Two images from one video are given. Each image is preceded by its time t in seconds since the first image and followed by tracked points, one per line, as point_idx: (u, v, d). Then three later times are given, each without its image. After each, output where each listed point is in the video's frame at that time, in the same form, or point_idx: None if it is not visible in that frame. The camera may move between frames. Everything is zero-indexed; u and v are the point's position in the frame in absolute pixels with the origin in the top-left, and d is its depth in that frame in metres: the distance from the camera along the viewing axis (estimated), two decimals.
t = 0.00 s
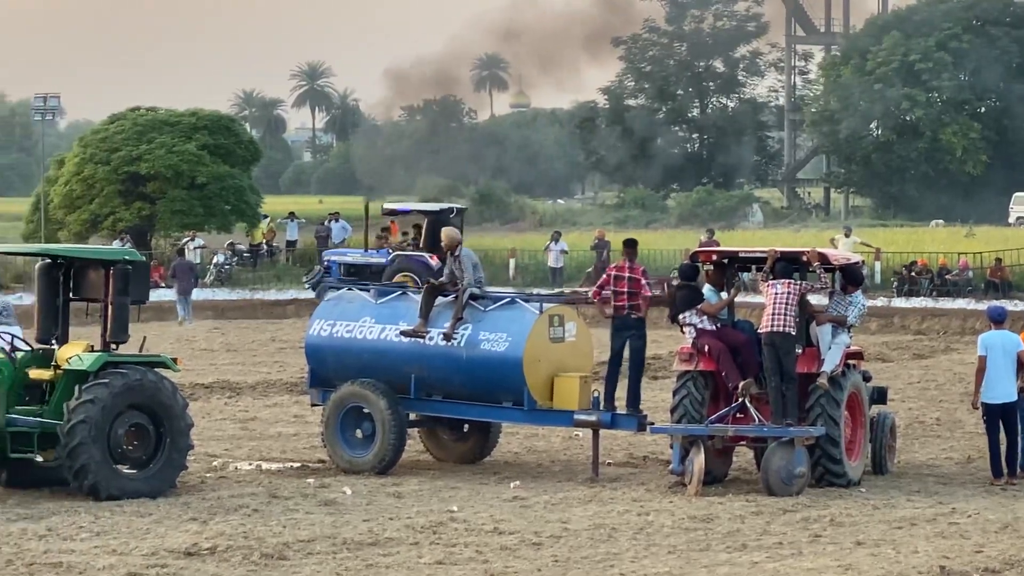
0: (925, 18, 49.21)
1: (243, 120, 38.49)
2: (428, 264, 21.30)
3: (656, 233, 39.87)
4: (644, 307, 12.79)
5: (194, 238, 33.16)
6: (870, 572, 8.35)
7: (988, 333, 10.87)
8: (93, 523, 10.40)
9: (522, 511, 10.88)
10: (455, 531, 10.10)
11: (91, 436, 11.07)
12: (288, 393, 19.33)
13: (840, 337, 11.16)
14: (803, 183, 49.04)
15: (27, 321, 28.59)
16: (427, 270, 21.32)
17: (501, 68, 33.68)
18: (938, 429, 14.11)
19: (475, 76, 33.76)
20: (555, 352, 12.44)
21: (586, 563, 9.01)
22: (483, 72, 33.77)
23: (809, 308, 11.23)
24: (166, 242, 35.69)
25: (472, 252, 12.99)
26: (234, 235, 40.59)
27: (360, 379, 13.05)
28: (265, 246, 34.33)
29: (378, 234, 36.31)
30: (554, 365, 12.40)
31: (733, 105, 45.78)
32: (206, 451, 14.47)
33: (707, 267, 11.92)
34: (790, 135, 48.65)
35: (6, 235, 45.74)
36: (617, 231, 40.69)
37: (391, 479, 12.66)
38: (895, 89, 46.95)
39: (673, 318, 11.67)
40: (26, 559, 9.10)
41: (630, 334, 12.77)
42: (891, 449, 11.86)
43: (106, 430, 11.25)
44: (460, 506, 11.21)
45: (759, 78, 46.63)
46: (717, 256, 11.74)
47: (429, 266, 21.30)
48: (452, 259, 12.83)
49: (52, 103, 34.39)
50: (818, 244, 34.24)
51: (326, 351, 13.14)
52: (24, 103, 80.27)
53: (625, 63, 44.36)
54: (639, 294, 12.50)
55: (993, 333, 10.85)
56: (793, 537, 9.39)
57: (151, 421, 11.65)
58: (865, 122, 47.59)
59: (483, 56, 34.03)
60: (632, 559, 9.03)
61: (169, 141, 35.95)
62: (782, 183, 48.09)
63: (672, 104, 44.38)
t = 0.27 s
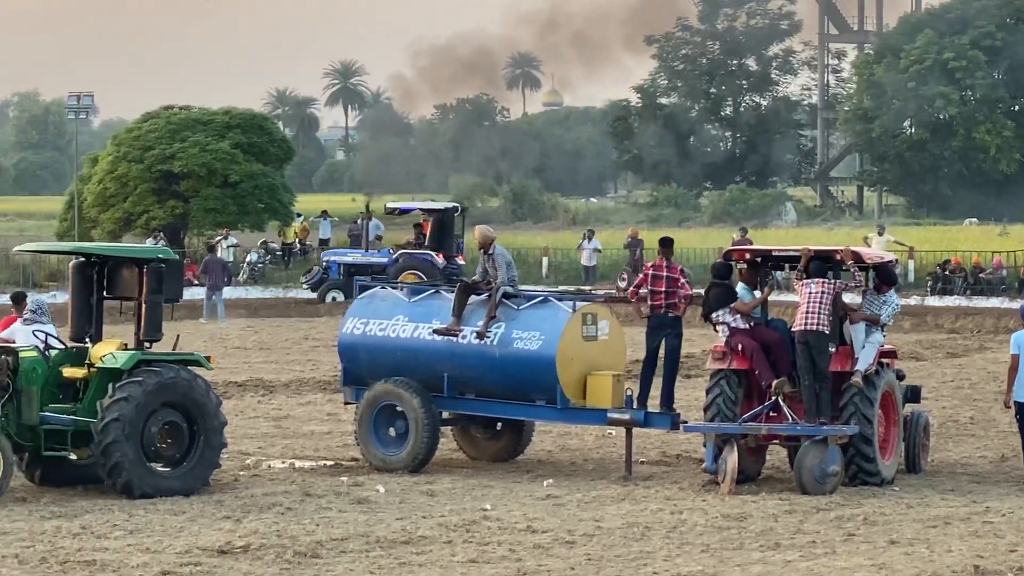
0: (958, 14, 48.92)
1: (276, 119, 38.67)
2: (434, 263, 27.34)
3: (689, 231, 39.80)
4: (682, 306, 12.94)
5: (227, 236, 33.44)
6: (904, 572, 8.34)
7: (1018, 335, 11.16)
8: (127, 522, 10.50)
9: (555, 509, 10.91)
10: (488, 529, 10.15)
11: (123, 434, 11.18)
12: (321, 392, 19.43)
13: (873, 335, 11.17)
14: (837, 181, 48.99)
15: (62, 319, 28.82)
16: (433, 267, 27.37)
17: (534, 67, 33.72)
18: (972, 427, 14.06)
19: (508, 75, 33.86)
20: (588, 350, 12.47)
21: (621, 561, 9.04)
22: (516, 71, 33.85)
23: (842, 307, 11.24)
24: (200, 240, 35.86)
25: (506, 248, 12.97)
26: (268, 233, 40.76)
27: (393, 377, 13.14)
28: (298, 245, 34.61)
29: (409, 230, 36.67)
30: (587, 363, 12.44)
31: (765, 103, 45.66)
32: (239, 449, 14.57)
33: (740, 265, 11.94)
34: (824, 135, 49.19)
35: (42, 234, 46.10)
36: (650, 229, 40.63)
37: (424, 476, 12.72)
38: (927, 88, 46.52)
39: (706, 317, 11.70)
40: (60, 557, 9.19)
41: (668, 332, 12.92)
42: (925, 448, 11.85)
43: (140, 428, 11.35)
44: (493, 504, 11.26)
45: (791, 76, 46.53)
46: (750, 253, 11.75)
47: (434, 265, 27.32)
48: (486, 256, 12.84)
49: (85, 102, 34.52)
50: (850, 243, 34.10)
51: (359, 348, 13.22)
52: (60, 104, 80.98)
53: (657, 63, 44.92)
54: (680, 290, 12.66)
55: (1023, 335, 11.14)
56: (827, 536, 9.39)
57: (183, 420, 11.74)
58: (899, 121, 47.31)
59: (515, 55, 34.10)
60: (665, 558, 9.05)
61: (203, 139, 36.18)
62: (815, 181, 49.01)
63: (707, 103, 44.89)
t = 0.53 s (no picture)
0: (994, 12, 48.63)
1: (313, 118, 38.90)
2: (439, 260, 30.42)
3: (724, 230, 39.72)
4: (719, 306, 12.99)
5: (262, 235, 33.68)
6: (940, 570, 8.34)
7: None
8: (163, 520, 10.60)
9: (590, 509, 10.95)
10: (523, 528, 10.20)
11: (160, 433, 11.30)
12: (356, 391, 19.54)
13: (909, 335, 11.16)
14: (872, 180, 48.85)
15: (99, 319, 29.05)
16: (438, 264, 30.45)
17: (568, 67, 33.73)
18: (1008, 427, 14.02)
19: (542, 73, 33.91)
20: (623, 350, 12.51)
21: (656, 560, 9.07)
22: (550, 69, 33.90)
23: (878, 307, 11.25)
24: (235, 240, 36.16)
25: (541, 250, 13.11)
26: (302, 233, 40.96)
27: (427, 376, 13.21)
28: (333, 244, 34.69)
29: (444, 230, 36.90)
30: (621, 362, 12.48)
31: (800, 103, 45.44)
32: (274, 448, 14.67)
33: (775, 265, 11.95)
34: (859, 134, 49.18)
35: (79, 234, 46.47)
36: (684, 229, 40.60)
37: (459, 476, 12.78)
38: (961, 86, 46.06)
39: (741, 316, 11.73)
40: (97, 555, 9.29)
41: (702, 332, 12.94)
42: (961, 447, 11.83)
43: (175, 427, 11.46)
44: (529, 503, 11.31)
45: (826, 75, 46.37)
46: (786, 253, 11.76)
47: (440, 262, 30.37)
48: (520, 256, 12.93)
49: (121, 102, 34.73)
50: (886, 241, 33.98)
51: (395, 348, 13.30)
52: (96, 104, 81.81)
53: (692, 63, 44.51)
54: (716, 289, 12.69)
55: None
56: (863, 536, 9.39)
57: (220, 419, 11.85)
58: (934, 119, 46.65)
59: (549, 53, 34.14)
60: (700, 558, 9.07)
61: (238, 139, 36.46)
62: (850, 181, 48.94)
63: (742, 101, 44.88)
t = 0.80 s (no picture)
0: None
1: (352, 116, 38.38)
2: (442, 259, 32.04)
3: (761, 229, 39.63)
4: (758, 305, 12.99)
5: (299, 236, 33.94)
6: (978, 571, 8.34)
7: None
8: (201, 519, 10.72)
9: (627, 508, 10.99)
10: (561, 527, 10.27)
11: (198, 432, 11.42)
12: (393, 390, 19.65)
13: (947, 334, 11.15)
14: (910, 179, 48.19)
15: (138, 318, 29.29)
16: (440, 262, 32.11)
17: (606, 66, 33.72)
18: None
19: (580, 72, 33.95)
20: (661, 349, 12.54)
21: (694, 560, 9.11)
22: (587, 68, 33.92)
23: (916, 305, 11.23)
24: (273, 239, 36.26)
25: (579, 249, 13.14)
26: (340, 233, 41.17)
27: (465, 376, 13.29)
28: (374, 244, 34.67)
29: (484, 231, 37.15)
30: (659, 362, 12.51)
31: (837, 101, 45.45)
32: (312, 447, 14.78)
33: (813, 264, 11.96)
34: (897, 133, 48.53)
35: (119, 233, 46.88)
36: (721, 228, 40.55)
37: (497, 476, 12.86)
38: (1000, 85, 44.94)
39: (779, 316, 11.76)
40: (135, 554, 9.39)
41: (741, 331, 12.95)
42: (1000, 447, 11.80)
43: (212, 426, 11.58)
44: (566, 502, 11.37)
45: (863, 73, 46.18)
46: (823, 252, 11.77)
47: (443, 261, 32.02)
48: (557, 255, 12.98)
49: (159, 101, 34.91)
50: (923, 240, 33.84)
51: (433, 347, 13.39)
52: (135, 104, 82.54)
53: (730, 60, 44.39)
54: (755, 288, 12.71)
55: None
56: (901, 535, 9.40)
57: (258, 418, 11.96)
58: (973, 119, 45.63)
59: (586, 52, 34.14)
60: (738, 557, 9.10)
61: (275, 139, 36.51)
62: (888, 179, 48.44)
63: (779, 101, 44.89)
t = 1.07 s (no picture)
0: None
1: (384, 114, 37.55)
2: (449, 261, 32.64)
3: (800, 229, 39.52)
4: (798, 305, 13.03)
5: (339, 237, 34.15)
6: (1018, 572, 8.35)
7: None
8: (241, 518, 10.84)
9: (665, 508, 11.04)
10: (600, 527, 10.32)
11: (237, 431, 11.56)
12: (433, 389, 19.75)
13: (986, 333, 11.14)
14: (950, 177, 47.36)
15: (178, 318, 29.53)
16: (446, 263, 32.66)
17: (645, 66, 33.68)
18: None
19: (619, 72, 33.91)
20: (700, 349, 12.57)
21: (733, 560, 9.15)
22: (626, 68, 33.88)
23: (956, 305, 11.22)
24: (311, 238, 37.47)
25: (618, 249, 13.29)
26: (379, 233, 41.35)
27: (504, 376, 13.35)
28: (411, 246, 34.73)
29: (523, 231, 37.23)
30: (698, 361, 12.54)
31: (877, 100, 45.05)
32: (352, 447, 14.89)
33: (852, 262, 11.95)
34: (937, 132, 46.80)
35: (159, 233, 47.27)
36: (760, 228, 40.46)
37: (535, 475, 12.93)
38: None
39: (819, 315, 11.77)
40: (174, 553, 9.51)
41: (780, 331, 12.97)
42: None
43: (251, 425, 11.70)
44: (605, 502, 11.43)
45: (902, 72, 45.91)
46: (863, 252, 11.75)
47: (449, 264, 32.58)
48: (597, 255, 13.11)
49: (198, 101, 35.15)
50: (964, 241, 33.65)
51: (472, 347, 13.47)
52: (174, 103, 83.20)
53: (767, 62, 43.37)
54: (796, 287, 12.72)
55: None
56: (940, 535, 9.41)
57: (298, 417, 12.08)
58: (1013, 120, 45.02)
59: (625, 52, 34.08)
60: (777, 557, 9.13)
61: (314, 138, 37.57)
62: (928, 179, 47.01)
63: (818, 100, 44.40)
